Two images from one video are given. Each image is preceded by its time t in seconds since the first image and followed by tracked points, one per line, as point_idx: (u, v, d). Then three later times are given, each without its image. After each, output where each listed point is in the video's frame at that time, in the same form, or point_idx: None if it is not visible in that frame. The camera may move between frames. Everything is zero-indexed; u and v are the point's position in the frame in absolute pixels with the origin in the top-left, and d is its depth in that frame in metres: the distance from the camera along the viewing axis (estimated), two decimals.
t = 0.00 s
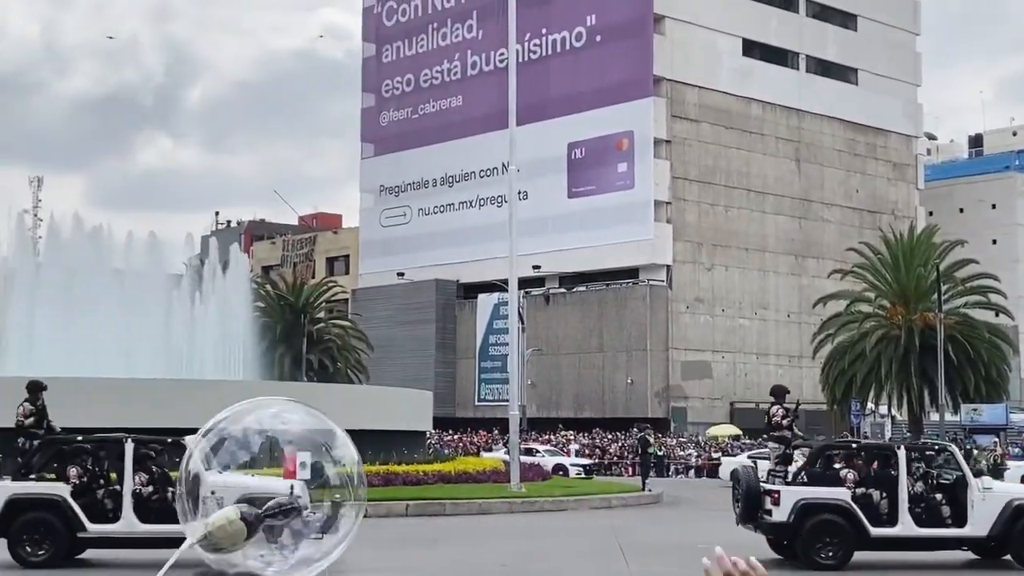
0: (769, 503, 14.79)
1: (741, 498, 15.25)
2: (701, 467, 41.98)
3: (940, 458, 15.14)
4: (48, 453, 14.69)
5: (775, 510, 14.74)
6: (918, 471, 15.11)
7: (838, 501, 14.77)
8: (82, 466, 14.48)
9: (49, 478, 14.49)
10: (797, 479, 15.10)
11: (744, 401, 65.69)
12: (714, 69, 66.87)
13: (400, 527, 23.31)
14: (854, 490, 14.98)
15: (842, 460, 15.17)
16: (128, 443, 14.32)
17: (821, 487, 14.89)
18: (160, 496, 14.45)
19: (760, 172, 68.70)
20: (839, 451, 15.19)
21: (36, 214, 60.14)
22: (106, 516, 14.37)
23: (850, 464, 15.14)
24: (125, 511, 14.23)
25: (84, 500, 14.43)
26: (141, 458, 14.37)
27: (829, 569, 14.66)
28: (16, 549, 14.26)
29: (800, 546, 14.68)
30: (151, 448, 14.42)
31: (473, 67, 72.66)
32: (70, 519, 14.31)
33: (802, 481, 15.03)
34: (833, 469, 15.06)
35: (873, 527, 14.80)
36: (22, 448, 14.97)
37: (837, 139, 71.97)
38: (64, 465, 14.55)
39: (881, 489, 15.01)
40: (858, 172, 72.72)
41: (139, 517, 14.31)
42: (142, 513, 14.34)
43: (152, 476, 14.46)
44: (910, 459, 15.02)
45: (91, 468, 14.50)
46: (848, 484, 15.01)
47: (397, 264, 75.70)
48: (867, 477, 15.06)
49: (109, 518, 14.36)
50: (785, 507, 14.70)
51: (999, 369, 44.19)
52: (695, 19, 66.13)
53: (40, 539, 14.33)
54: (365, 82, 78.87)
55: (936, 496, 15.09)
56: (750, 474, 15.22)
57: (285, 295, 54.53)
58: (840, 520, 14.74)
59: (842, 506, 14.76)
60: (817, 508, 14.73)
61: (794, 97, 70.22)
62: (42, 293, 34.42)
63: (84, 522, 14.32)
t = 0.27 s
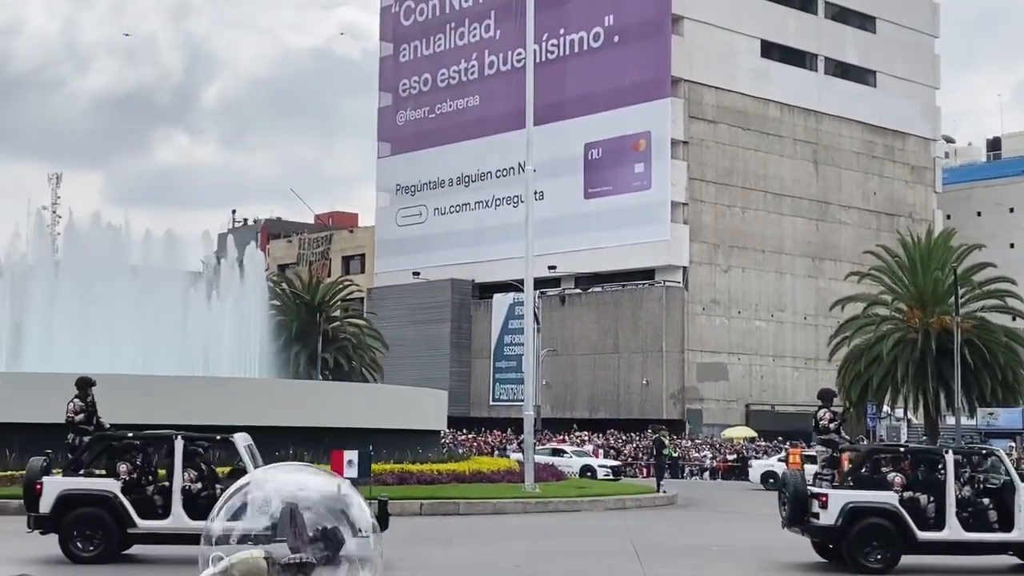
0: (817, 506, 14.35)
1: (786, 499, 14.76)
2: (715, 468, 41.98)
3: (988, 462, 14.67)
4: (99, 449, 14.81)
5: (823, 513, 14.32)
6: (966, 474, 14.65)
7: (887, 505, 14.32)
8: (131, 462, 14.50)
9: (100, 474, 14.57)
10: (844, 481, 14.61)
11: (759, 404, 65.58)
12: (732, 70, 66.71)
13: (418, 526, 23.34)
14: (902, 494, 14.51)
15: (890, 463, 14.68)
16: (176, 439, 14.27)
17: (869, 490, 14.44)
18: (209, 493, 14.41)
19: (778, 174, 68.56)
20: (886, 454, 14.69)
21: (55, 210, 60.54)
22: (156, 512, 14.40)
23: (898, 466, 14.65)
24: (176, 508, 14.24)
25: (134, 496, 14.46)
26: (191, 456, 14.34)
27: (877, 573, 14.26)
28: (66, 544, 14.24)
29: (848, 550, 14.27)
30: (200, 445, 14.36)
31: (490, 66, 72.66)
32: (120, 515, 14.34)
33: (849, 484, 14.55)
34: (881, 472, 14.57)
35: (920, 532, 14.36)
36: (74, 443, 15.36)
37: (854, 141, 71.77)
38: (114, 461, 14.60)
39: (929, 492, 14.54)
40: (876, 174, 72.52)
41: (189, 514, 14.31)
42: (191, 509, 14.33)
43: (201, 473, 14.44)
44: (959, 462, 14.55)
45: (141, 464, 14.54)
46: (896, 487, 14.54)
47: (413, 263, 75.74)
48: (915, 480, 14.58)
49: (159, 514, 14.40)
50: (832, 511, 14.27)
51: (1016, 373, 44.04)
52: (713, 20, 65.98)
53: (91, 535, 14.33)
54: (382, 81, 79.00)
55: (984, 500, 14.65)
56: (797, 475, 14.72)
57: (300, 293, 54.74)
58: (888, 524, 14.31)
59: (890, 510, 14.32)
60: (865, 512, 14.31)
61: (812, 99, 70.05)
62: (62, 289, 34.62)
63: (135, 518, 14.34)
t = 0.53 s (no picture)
0: (843, 508, 14.14)
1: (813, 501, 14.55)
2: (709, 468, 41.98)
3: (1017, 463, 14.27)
4: (125, 447, 14.54)
5: (849, 515, 14.11)
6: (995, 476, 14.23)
7: (913, 507, 14.04)
8: (159, 460, 14.30)
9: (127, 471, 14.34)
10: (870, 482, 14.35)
11: (753, 404, 65.58)
12: (728, 70, 66.70)
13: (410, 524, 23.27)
14: (928, 495, 14.19)
15: (916, 464, 14.36)
16: (204, 438, 14.03)
17: (895, 492, 14.16)
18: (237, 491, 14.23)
19: (773, 175, 68.56)
20: (912, 455, 14.39)
21: (49, 206, 60.43)
22: (184, 510, 14.29)
23: (924, 468, 14.33)
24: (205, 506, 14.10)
25: (162, 493, 14.31)
26: (219, 453, 14.18)
27: None
28: (95, 542, 14.18)
29: (873, 552, 13.99)
30: (227, 442, 14.21)
31: (486, 65, 72.58)
32: (148, 513, 14.20)
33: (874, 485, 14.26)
34: (907, 474, 14.27)
35: (947, 533, 14.00)
36: (100, 439, 15.19)
37: (849, 143, 71.80)
38: (141, 458, 14.39)
39: (956, 495, 14.20)
40: (871, 175, 72.54)
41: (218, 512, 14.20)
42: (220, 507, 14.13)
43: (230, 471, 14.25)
44: (986, 465, 14.17)
45: (168, 462, 14.36)
46: (921, 489, 14.22)
47: (408, 262, 75.61)
48: (941, 482, 14.25)
49: (187, 512, 14.29)
50: (860, 513, 14.06)
51: (1010, 375, 44.08)
52: (709, 20, 65.99)
53: (118, 533, 14.24)
54: (378, 79, 78.95)
55: (1010, 502, 14.20)
56: (822, 477, 14.54)
57: (295, 291, 54.67)
58: (915, 526, 14.00)
59: (916, 511, 14.04)
60: (891, 513, 14.05)
61: (808, 100, 70.09)
62: (58, 284, 34.62)
63: (162, 516, 14.20)
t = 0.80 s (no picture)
0: (846, 506, 14.53)
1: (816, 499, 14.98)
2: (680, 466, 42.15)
3: (1016, 464, 14.58)
4: (131, 444, 14.66)
5: (853, 513, 14.49)
6: (995, 476, 14.54)
7: (914, 506, 14.44)
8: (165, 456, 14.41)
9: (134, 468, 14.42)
10: (872, 482, 14.76)
11: (727, 402, 65.86)
12: (704, 70, 66.98)
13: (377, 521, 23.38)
14: (930, 495, 14.55)
15: (918, 463, 14.73)
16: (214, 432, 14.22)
17: (897, 491, 14.56)
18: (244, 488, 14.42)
19: (748, 174, 68.85)
20: (914, 455, 14.77)
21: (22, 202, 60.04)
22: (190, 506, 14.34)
23: (926, 467, 14.70)
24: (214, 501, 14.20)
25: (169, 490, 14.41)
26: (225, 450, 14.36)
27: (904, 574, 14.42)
28: (102, 540, 14.18)
29: (876, 550, 14.45)
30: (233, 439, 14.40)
31: (463, 63, 72.60)
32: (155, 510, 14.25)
33: (876, 484, 14.67)
34: (909, 473, 14.67)
35: (949, 532, 14.39)
36: (106, 438, 15.20)
37: (823, 143, 72.15)
38: (148, 454, 14.49)
39: (958, 494, 14.53)
40: (844, 175, 72.94)
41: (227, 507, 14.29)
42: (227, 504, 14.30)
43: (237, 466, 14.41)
44: (987, 464, 14.49)
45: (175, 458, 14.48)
46: (924, 487, 14.61)
47: (383, 258, 75.37)
48: (943, 481, 14.61)
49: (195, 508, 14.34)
50: (861, 511, 14.47)
51: (982, 374, 44.36)
52: (685, 20, 66.25)
53: (125, 531, 14.27)
54: (354, 76, 78.81)
55: (1010, 501, 14.49)
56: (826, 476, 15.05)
57: (270, 288, 54.63)
58: (916, 525, 14.42)
59: (919, 510, 14.43)
60: (894, 512, 14.46)
61: (782, 99, 70.41)
62: (30, 279, 34.34)
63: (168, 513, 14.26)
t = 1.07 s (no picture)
0: (829, 502, 15.33)
1: (799, 495, 15.76)
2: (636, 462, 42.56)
3: (992, 462, 15.67)
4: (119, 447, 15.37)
5: (834, 509, 15.30)
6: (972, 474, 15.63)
7: (897, 502, 15.24)
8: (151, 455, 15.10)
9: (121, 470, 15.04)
10: (853, 478, 15.47)
11: (681, 398, 66.33)
12: (660, 68, 67.44)
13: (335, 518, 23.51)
14: (911, 491, 15.39)
15: (899, 460, 15.53)
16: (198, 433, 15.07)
17: (879, 487, 15.32)
18: (228, 486, 15.14)
19: (703, 172, 69.37)
20: (895, 452, 15.54)
21: None
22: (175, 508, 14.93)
23: (906, 464, 15.52)
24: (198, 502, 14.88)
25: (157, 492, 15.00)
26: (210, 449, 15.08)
27: (885, 568, 15.22)
28: (88, 538, 14.94)
29: (859, 544, 15.21)
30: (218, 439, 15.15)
31: (420, 59, 72.58)
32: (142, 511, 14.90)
33: (858, 480, 15.38)
34: (890, 470, 15.44)
35: (928, 527, 15.25)
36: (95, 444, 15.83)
37: (777, 141, 72.78)
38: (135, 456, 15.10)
39: (937, 490, 15.47)
40: (798, 173, 73.64)
41: (211, 507, 14.95)
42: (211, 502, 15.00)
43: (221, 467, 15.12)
44: (965, 462, 15.48)
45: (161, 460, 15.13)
46: (904, 484, 15.42)
47: (341, 255, 75.50)
48: (923, 478, 15.50)
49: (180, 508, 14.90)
50: (844, 507, 15.24)
51: (932, 371, 45.03)
52: (642, 19, 66.65)
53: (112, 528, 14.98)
54: (310, 72, 78.54)
55: (989, 498, 15.64)
56: (807, 473, 15.74)
57: (225, 284, 54.47)
58: (898, 520, 15.23)
59: (899, 507, 15.23)
60: (876, 508, 15.23)
61: (737, 98, 70.96)
62: None
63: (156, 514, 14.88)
